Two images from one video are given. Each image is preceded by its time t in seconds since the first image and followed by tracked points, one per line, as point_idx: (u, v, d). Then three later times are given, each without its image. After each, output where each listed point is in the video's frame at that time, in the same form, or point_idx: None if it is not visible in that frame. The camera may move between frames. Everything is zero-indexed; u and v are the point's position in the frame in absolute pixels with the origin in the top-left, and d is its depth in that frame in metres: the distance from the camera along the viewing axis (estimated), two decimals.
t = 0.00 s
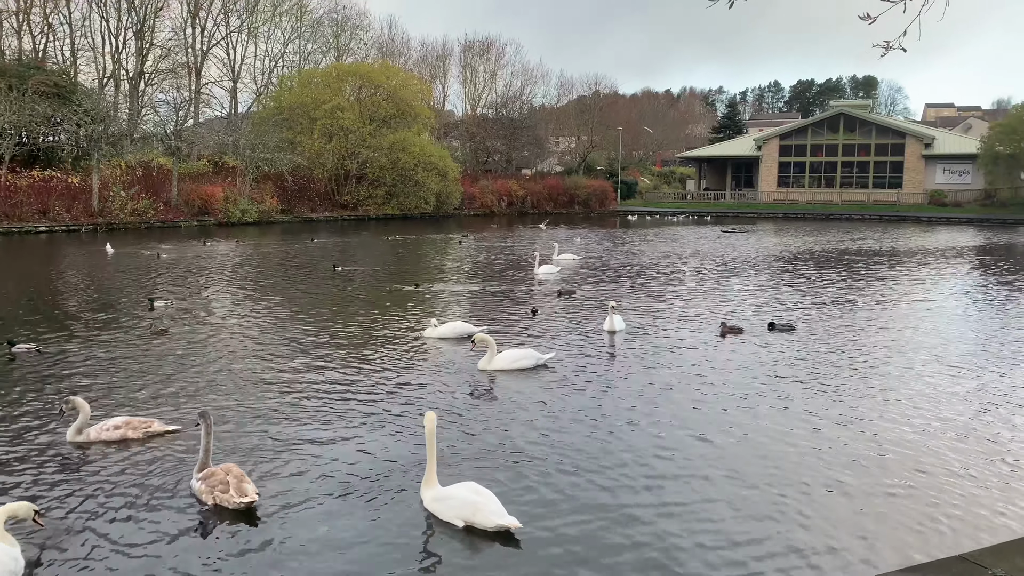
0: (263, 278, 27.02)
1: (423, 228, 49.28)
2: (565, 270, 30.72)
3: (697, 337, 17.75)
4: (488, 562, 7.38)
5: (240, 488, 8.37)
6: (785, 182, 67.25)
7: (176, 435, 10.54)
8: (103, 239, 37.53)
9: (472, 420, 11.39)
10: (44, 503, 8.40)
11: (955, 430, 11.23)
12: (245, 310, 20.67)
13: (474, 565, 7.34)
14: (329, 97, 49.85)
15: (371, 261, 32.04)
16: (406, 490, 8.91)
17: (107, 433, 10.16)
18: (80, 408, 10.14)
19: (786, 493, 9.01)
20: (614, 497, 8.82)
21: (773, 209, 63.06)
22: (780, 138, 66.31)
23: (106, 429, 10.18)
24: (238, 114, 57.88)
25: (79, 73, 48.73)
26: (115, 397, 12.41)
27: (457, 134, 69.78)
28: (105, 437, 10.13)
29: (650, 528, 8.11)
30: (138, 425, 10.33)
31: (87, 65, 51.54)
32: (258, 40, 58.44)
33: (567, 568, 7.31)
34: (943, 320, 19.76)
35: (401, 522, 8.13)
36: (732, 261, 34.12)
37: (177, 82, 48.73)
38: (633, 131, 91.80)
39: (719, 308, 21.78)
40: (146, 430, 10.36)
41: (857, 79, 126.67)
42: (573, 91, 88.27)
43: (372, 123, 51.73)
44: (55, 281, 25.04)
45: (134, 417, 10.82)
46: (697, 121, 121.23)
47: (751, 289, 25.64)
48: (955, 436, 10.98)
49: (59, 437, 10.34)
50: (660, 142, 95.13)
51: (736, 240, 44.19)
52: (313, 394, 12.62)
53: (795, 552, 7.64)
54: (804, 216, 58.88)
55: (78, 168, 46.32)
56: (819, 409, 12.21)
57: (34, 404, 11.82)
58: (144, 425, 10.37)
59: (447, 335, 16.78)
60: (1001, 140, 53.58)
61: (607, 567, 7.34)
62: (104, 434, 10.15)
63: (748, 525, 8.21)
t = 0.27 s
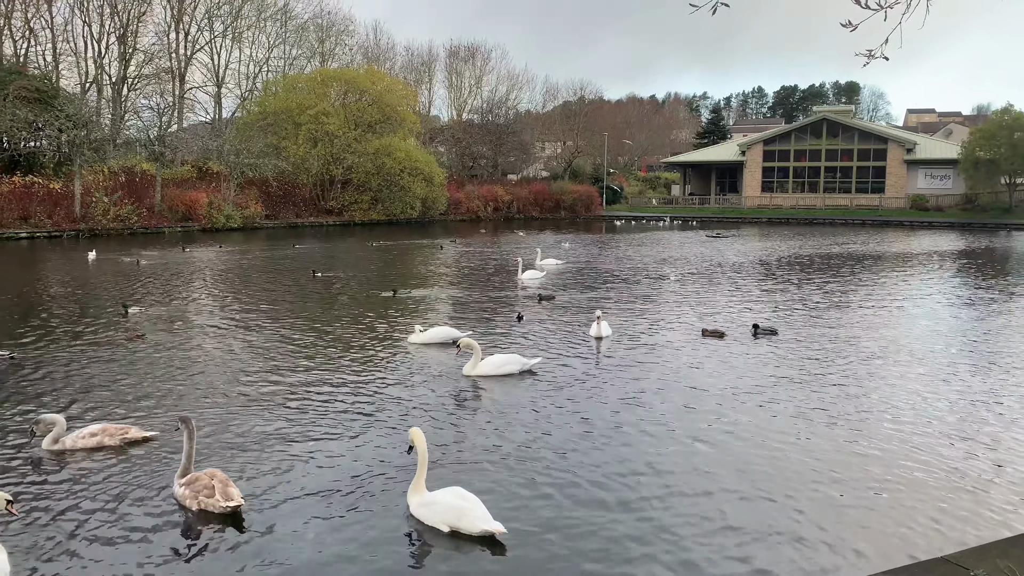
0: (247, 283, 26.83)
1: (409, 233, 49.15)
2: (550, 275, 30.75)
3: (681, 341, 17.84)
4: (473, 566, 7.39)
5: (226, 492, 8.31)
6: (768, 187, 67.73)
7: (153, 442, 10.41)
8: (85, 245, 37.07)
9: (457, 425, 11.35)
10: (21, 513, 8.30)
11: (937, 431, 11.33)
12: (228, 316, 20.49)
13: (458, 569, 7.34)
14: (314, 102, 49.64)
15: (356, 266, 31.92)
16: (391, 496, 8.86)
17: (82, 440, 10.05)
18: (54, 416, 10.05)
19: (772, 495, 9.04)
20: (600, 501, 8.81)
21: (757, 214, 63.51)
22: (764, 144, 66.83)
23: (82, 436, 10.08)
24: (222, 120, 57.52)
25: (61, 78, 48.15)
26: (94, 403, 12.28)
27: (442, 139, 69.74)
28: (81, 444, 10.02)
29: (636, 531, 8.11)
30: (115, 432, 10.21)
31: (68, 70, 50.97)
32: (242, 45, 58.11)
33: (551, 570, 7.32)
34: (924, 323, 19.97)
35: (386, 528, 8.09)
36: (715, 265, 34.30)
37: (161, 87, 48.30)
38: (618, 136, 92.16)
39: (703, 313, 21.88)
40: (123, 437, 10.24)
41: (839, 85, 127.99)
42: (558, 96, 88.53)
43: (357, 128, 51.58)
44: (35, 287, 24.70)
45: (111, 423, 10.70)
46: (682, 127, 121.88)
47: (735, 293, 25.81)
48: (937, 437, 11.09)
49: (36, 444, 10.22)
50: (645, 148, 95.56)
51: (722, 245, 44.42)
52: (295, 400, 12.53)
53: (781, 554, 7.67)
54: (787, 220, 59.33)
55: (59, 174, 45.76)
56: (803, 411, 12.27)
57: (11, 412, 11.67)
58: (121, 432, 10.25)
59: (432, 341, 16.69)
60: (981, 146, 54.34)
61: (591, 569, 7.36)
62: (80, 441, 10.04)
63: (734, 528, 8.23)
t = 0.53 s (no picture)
0: (230, 289, 26.52)
1: (394, 238, 48.97)
2: (535, 279, 30.69)
3: (667, 345, 17.88)
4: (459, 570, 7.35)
5: (211, 496, 8.26)
6: (752, 191, 68.15)
7: (131, 451, 10.22)
8: (66, 251, 36.56)
9: (441, 431, 11.23)
10: None
11: (922, 433, 11.36)
12: (210, 323, 20.19)
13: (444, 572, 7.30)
14: (298, 107, 49.36)
15: (341, 272, 31.70)
16: (375, 501, 8.76)
17: (57, 448, 9.85)
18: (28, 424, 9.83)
19: (758, 498, 9.02)
20: (586, 506, 8.76)
21: (741, 218, 63.89)
22: (747, 149, 67.30)
23: (57, 445, 9.87)
24: (205, 124, 57.04)
25: (40, 83, 47.53)
26: (71, 410, 12.07)
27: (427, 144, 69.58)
28: (56, 452, 9.82)
29: (622, 536, 8.06)
30: (91, 440, 10.01)
31: (48, 74, 50.33)
32: (225, 49, 57.70)
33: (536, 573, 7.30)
34: (906, 326, 20.13)
35: (370, 535, 7.99)
36: (700, 269, 34.43)
37: (143, 91, 47.84)
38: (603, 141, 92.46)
39: (688, 317, 21.93)
40: (99, 445, 10.04)
41: (821, 91, 129.23)
42: (543, 101, 88.69)
43: (341, 133, 51.36)
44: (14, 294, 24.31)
45: (87, 431, 10.50)
46: (665, 131, 122.55)
47: (720, 297, 25.91)
48: (921, 439, 11.12)
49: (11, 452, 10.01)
50: (629, 152, 95.95)
51: (706, 249, 44.62)
52: (277, 407, 12.35)
53: (767, 557, 7.65)
54: (771, 225, 59.70)
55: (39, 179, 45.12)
56: (789, 414, 12.28)
57: None
58: (97, 440, 10.05)
59: (416, 347, 16.57)
60: (961, 150, 55.00)
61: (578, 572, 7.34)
62: (55, 450, 9.84)
63: (721, 531, 8.20)
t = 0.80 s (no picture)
0: (211, 294, 26.24)
1: (377, 243, 48.77)
2: (519, 284, 30.68)
3: (650, 348, 17.92)
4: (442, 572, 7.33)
5: (192, 501, 8.23)
6: (734, 195, 68.61)
7: (106, 458, 10.03)
8: (44, 257, 36.03)
9: (425, 435, 11.18)
10: None
11: (901, 433, 11.47)
12: (191, 328, 19.96)
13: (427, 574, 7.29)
14: (280, 111, 49.06)
15: (324, 276, 31.51)
16: (358, 506, 8.70)
17: (30, 456, 9.67)
18: None
19: (742, 500, 9.05)
20: (569, 508, 8.75)
21: (723, 221, 64.29)
22: (729, 153, 67.82)
23: (29, 452, 9.69)
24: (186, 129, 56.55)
25: (18, 86, 46.87)
26: (47, 418, 11.87)
27: (411, 148, 69.42)
28: (29, 460, 9.65)
29: (606, 537, 8.07)
30: (64, 448, 9.83)
31: (26, 78, 49.65)
32: (207, 53, 57.27)
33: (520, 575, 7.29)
34: (887, 328, 20.30)
35: (353, 538, 7.95)
36: (683, 273, 34.57)
37: (123, 95, 47.35)
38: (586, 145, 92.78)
39: (671, 320, 22.01)
40: (72, 453, 9.85)
41: (802, 95, 130.52)
42: (526, 105, 88.85)
43: (324, 137, 51.12)
44: None
45: (60, 439, 10.32)
46: (648, 136, 123.22)
47: (703, 301, 26.02)
48: (902, 440, 11.21)
49: None
50: (612, 157, 96.36)
51: (689, 253, 44.87)
52: (258, 412, 12.22)
53: (751, 558, 7.67)
54: (752, 228, 60.13)
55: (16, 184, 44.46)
56: (772, 416, 12.34)
57: None
58: (70, 447, 9.87)
59: (399, 351, 16.48)
60: (939, 154, 55.69)
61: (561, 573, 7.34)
62: (27, 457, 9.66)
63: (704, 533, 8.22)
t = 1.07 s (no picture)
0: (188, 299, 25.91)
1: (358, 247, 48.49)
2: (501, 288, 30.61)
3: (632, 351, 17.94)
4: None
5: (169, 506, 8.10)
6: (714, 199, 69.10)
7: (76, 465, 9.81)
8: (18, 262, 35.36)
9: (405, 440, 11.07)
10: None
11: (880, 434, 11.57)
12: (166, 333, 19.67)
13: None
14: (259, 114, 48.62)
15: (304, 281, 31.25)
16: (337, 511, 8.58)
17: None
18: None
19: (722, 503, 9.02)
20: (552, 511, 8.71)
21: (703, 225, 64.69)
22: (709, 157, 68.32)
23: None
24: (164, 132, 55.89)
25: None
26: (18, 425, 11.62)
27: (392, 152, 69.14)
28: None
29: (586, 542, 8.00)
30: (33, 455, 9.61)
31: None
32: (185, 56, 56.67)
33: None
34: (866, 330, 20.48)
35: (331, 545, 7.84)
36: (664, 276, 34.70)
37: (100, 99, 46.68)
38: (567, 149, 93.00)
39: (653, 323, 22.06)
40: (42, 460, 9.64)
41: (780, 100, 131.86)
42: (508, 109, 88.92)
43: (304, 141, 50.78)
44: None
45: (30, 446, 10.09)
46: (629, 140, 123.85)
47: (684, 304, 26.13)
48: (881, 440, 11.31)
49: None
50: (593, 161, 96.73)
51: (670, 256, 45.07)
52: (235, 418, 12.05)
53: (730, 562, 7.63)
54: (733, 232, 60.55)
55: None
56: (752, 419, 12.37)
57: None
58: (40, 455, 9.65)
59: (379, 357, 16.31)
60: (915, 158, 56.44)
61: None
62: None
63: (684, 536, 8.18)
